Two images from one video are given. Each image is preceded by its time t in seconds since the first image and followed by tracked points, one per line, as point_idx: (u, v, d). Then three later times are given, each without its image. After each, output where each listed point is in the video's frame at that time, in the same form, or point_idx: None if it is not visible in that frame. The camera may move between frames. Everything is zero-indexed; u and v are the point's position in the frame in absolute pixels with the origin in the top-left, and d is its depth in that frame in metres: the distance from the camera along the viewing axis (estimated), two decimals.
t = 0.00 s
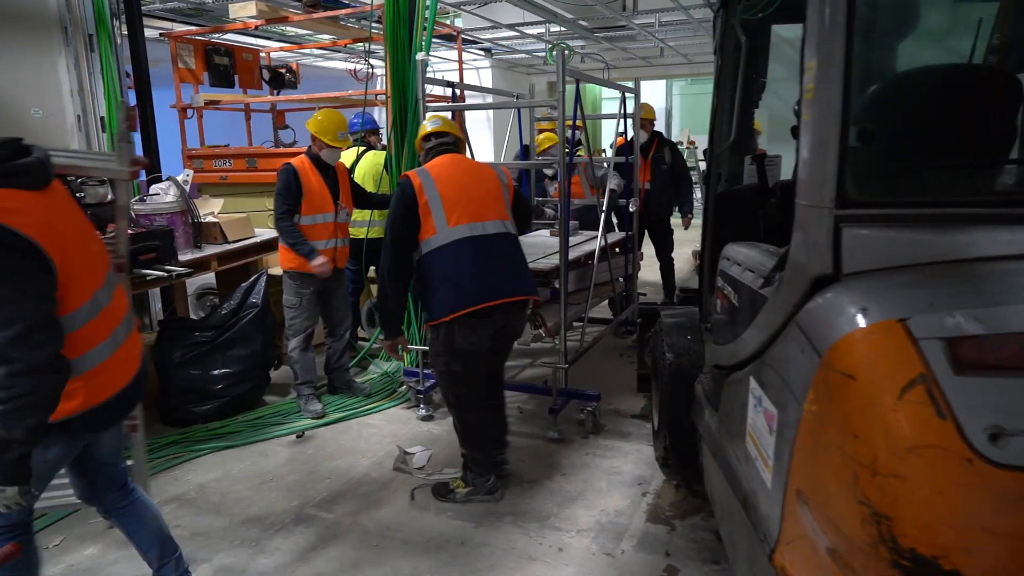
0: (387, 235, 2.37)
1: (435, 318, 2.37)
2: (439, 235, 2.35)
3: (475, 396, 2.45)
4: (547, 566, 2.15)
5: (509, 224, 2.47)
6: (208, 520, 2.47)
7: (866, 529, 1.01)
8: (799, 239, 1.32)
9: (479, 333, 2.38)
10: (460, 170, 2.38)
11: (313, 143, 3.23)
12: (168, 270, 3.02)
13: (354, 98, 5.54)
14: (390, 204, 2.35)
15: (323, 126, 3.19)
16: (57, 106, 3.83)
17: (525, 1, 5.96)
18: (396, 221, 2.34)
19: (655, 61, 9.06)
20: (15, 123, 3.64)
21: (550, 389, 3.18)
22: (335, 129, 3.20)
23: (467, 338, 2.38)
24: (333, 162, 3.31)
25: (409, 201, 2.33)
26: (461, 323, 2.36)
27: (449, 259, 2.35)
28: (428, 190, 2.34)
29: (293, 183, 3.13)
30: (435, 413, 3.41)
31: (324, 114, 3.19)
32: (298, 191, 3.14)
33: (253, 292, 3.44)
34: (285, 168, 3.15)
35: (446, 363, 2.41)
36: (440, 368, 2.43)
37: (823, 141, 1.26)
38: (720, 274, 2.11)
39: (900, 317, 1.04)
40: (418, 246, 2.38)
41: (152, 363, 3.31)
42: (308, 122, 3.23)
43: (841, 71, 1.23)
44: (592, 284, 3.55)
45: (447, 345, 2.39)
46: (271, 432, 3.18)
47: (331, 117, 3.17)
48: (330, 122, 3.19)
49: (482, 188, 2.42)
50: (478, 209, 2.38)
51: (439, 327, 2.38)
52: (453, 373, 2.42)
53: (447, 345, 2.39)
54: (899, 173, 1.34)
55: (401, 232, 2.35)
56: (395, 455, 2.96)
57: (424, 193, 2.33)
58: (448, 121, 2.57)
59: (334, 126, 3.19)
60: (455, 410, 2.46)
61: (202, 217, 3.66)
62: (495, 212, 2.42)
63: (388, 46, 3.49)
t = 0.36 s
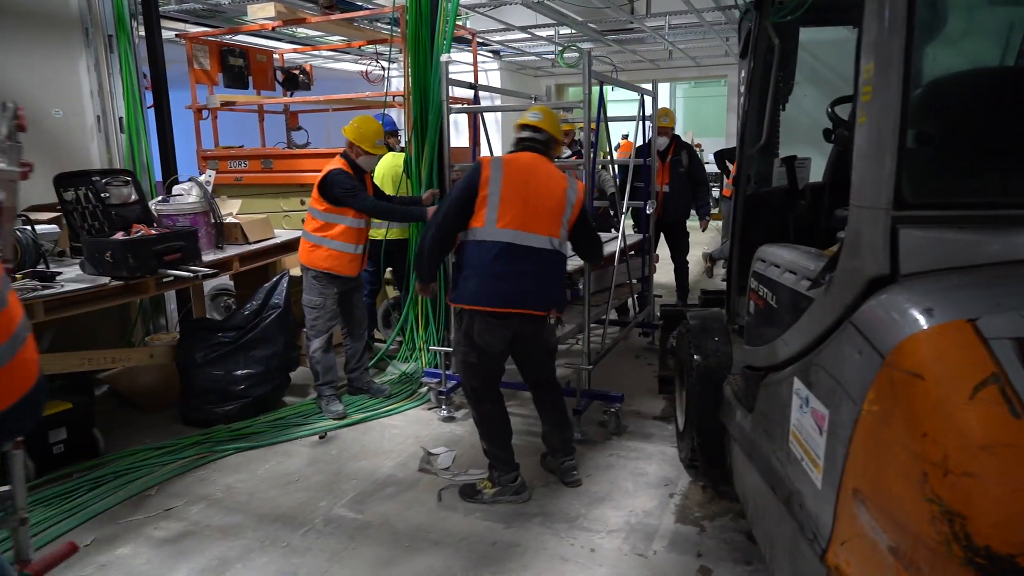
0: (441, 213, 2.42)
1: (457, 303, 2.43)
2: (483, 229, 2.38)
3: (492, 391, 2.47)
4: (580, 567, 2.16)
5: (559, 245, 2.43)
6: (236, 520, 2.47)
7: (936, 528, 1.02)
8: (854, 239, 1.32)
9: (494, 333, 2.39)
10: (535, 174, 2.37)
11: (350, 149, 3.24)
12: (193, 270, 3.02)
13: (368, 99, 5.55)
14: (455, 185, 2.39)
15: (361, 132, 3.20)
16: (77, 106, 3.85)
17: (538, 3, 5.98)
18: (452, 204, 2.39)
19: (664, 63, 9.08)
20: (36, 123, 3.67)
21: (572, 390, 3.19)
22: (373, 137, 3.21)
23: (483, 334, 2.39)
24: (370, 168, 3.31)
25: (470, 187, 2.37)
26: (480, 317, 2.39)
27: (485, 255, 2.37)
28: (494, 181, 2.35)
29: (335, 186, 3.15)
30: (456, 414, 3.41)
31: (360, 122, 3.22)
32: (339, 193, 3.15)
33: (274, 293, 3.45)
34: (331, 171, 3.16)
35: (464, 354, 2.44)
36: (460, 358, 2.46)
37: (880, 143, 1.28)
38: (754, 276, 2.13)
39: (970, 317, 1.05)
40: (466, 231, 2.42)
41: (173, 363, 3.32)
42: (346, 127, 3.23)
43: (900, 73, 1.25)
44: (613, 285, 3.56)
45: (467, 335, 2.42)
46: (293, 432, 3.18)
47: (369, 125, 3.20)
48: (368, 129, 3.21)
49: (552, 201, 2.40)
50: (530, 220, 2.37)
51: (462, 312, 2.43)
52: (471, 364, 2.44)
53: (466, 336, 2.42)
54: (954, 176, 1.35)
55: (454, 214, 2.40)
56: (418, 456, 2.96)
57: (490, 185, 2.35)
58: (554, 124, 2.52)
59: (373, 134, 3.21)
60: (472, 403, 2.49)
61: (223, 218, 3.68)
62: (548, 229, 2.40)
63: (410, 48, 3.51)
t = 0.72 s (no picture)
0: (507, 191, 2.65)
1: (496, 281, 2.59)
2: (530, 215, 2.54)
3: (509, 378, 2.56)
4: (599, 557, 2.22)
5: (596, 247, 2.49)
6: (260, 513, 2.53)
7: (953, 506, 1.09)
8: (871, 236, 1.39)
9: (512, 315, 2.49)
10: (588, 175, 2.49)
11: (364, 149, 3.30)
12: (214, 269, 3.08)
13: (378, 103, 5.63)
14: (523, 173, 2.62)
15: (376, 132, 3.27)
16: (96, 110, 3.92)
17: (545, 9, 6.07)
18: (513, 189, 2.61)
19: (668, 67, 9.17)
20: (56, 127, 3.74)
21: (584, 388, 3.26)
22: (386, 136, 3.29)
23: (502, 313, 2.51)
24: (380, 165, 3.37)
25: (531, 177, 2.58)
26: (505, 296, 2.52)
27: (524, 240, 2.54)
28: (550, 174, 2.52)
29: (355, 185, 3.23)
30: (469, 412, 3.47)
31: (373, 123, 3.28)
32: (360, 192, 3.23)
33: (291, 293, 3.53)
34: (353, 170, 3.25)
35: (489, 334, 2.58)
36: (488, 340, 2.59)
37: (897, 145, 1.34)
38: (767, 274, 2.20)
39: (983, 308, 1.12)
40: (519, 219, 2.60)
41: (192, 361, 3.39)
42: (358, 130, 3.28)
43: (915, 80, 1.32)
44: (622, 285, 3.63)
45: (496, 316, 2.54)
46: (311, 429, 3.24)
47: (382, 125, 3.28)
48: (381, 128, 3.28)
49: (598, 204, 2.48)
50: (571, 216, 2.48)
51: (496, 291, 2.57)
52: (495, 346, 2.56)
53: (492, 320, 2.55)
54: (965, 178, 1.41)
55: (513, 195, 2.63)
56: (434, 452, 3.03)
57: (544, 175, 2.54)
58: (628, 139, 2.57)
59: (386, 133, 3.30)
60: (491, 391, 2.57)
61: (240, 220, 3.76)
62: (588, 228, 2.48)
63: (425, 54, 3.59)
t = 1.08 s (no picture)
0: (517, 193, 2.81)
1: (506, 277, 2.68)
2: (538, 214, 2.66)
3: (518, 373, 2.64)
4: (591, 543, 2.32)
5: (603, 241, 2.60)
6: (266, 503, 2.63)
7: (909, 479, 1.19)
8: (842, 234, 1.49)
9: (522, 308, 2.58)
10: (592, 174, 2.62)
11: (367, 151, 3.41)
12: (220, 269, 3.17)
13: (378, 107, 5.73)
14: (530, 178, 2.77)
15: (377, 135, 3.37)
16: (104, 113, 4.00)
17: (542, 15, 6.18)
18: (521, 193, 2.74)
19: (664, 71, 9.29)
20: (66, 131, 3.85)
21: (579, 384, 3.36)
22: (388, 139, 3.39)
23: (513, 309, 2.59)
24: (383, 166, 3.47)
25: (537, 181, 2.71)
26: (516, 290, 2.60)
27: (533, 237, 2.64)
28: (556, 176, 2.65)
29: (358, 187, 3.33)
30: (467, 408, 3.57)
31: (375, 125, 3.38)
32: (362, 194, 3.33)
33: (295, 292, 3.63)
34: (354, 172, 3.35)
35: (498, 330, 2.66)
36: (496, 336, 2.67)
37: (865, 149, 1.44)
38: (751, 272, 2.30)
39: (936, 298, 1.22)
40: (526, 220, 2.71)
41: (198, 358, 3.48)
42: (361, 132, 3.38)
43: (880, 89, 1.41)
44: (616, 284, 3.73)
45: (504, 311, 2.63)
46: (313, 424, 3.34)
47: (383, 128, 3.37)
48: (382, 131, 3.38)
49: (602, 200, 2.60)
50: (577, 212, 2.59)
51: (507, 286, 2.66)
52: (505, 341, 2.64)
53: (501, 314, 2.64)
54: (927, 180, 1.52)
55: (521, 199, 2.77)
56: (434, 445, 3.12)
57: (549, 177, 2.67)
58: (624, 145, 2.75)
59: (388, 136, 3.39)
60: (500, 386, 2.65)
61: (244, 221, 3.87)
62: (595, 224, 2.59)
63: (425, 60, 3.70)
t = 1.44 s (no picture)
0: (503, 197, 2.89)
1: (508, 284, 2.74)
2: (529, 219, 2.72)
3: (523, 369, 2.71)
4: (580, 528, 2.42)
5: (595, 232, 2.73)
6: (267, 492, 2.72)
7: (864, 456, 1.29)
8: (810, 232, 1.59)
9: (533, 309, 2.64)
10: (570, 173, 2.74)
11: (363, 153, 3.51)
12: (222, 267, 3.26)
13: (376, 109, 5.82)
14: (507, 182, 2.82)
15: (372, 139, 3.47)
16: (108, 115, 4.09)
17: (538, 19, 6.29)
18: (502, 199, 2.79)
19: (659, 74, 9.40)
20: (70, 132, 3.94)
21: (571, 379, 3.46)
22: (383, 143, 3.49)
23: (522, 310, 2.65)
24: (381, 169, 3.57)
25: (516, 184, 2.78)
26: (522, 295, 2.66)
27: (527, 241, 2.70)
28: (535, 179, 2.72)
29: (351, 189, 3.43)
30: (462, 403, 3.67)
31: (370, 129, 3.48)
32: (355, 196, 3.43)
33: (295, 290, 3.72)
34: (348, 175, 3.44)
35: (505, 332, 2.71)
36: (501, 336, 2.72)
37: (830, 153, 1.55)
38: (734, 269, 2.40)
39: (890, 291, 1.32)
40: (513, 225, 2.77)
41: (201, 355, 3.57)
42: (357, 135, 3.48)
43: (843, 97, 1.52)
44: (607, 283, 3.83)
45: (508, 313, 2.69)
46: (313, 418, 3.44)
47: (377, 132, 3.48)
48: (377, 135, 3.48)
49: (584, 195, 2.73)
50: (566, 209, 2.70)
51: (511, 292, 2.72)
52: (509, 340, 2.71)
53: (508, 316, 2.69)
54: (889, 182, 1.62)
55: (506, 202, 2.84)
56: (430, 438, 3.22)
57: (529, 181, 2.73)
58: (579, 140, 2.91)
59: (383, 140, 3.49)
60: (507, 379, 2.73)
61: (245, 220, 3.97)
62: (585, 217, 2.72)
63: (421, 64, 3.79)
